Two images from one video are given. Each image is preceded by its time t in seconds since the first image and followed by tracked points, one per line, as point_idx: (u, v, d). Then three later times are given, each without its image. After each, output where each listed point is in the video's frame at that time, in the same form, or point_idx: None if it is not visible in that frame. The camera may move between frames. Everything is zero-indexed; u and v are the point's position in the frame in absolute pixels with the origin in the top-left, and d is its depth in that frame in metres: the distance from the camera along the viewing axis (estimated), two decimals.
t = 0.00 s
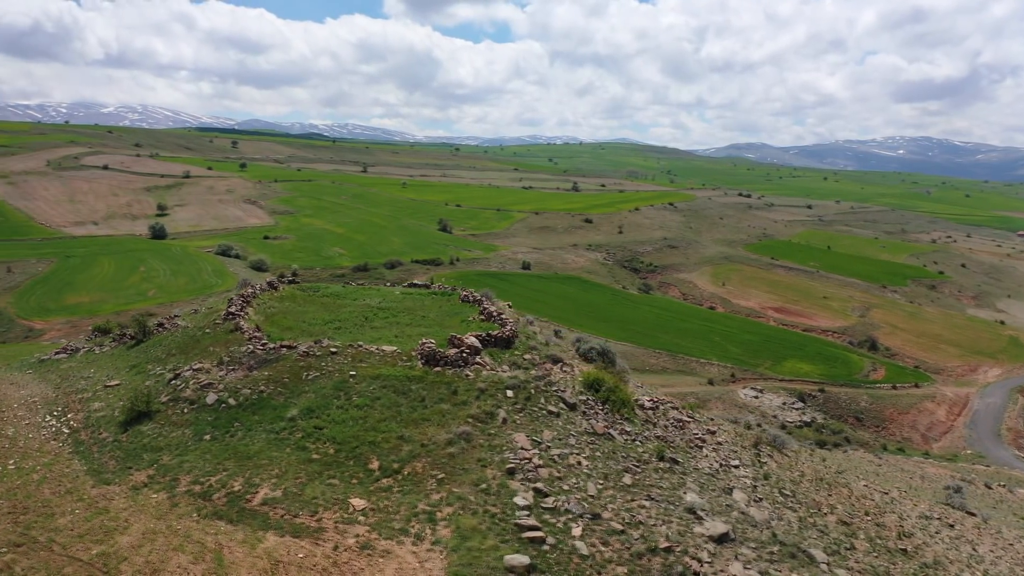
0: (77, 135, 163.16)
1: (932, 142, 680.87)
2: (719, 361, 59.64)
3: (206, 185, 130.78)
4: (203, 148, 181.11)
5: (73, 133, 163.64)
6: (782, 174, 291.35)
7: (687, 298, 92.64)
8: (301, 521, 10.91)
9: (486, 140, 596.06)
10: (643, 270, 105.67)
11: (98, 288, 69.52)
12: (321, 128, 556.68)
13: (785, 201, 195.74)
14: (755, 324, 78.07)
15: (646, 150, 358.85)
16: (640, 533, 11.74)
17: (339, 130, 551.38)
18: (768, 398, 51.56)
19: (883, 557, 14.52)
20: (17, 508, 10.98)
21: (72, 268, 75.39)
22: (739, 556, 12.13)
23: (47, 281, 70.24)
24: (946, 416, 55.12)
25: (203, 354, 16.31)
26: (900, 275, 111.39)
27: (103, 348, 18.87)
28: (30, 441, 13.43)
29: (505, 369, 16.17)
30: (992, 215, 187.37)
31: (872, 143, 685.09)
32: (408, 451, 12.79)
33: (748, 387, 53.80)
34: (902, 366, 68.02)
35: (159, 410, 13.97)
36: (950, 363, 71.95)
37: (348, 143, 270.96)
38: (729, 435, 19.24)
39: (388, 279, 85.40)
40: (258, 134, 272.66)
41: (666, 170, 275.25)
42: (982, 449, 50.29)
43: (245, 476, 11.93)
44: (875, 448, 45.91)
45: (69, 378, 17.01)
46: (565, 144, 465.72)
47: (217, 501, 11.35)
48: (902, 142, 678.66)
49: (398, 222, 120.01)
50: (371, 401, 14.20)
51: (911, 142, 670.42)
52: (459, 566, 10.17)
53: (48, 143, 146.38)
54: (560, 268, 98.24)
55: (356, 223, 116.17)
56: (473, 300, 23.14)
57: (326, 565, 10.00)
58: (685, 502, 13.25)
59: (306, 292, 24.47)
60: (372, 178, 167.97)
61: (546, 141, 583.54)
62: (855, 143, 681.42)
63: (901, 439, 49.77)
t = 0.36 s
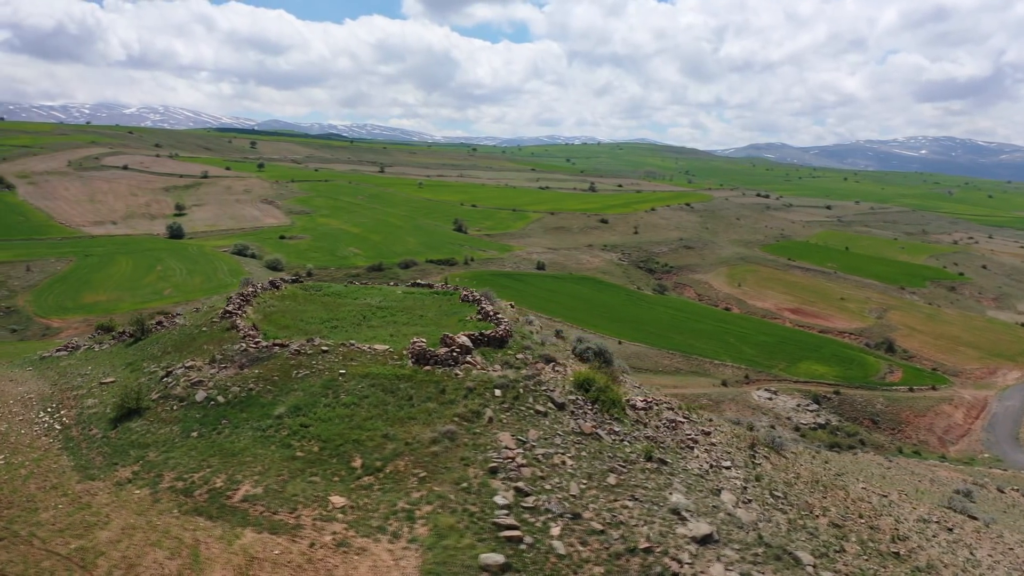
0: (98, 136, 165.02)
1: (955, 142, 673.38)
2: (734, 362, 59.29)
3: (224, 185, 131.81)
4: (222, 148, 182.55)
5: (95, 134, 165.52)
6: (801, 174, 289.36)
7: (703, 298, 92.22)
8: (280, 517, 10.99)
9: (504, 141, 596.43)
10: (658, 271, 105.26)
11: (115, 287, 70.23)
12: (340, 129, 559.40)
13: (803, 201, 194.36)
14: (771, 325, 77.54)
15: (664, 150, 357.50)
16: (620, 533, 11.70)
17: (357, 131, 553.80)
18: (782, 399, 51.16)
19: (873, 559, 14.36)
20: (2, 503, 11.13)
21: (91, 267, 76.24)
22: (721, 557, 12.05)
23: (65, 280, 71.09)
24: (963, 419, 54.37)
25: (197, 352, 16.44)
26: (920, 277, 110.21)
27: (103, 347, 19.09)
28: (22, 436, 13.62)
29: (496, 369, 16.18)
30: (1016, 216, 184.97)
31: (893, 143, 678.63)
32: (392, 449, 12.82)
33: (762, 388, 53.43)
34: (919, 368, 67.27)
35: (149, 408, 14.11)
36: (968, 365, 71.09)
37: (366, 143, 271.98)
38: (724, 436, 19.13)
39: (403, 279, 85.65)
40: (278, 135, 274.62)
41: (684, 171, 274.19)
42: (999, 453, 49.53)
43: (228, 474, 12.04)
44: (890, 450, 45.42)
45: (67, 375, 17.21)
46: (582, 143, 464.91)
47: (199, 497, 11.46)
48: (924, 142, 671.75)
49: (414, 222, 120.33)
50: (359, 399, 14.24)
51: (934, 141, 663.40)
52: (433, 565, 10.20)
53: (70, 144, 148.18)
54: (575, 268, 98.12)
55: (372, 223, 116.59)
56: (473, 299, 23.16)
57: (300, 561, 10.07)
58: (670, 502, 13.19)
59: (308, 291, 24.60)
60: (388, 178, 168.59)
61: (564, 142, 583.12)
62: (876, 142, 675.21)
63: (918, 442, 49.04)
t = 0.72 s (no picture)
0: (119, 137, 166.95)
1: (979, 142, 665.34)
2: (748, 363, 58.84)
3: (242, 185, 132.81)
4: (241, 149, 183.91)
5: (116, 134, 167.42)
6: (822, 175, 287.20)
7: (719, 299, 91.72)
8: (259, 515, 11.06)
9: (522, 141, 596.56)
10: (674, 271, 104.78)
11: (132, 286, 70.86)
12: (360, 129, 561.83)
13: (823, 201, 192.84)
14: (787, 327, 76.95)
15: (683, 150, 355.91)
16: (600, 535, 11.64)
17: (377, 132, 556.09)
18: (797, 401, 50.70)
19: (865, 563, 14.18)
20: None
21: (108, 266, 77.08)
22: (704, 559, 11.93)
23: (84, 279, 71.85)
24: (981, 423, 53.45)
25: (191, 350, 16.57)
26: (940, 278, 108.98)
27: (103, 345, 19.30)
28: (14, 433, 13.80)
29: (487, 368, 16.20)
30: None
31: (916, 143, 671.83)
32: (376, 448, 12.87)
33: (777, 391, 52.99)
34: (937, 371, 66.44)
35: (140, 405, 14.26)
36: (988, 368, 70.14)
37: (384, 143, 273.10)
38: (720, 438, 19.03)
39: (418, 279, 85.82)
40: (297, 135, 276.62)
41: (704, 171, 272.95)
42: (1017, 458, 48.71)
43: (211, 472, 12.13)
44: (906, 454, 44.86)
45: (65, 372, 17.43)
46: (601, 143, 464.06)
47: (181, 494, 11.56)
48: (947, 143, 664.44)
49: (429, 222, 120.57)
50: (347, 398, 14.29)
51: (957, 141, 656.02)
52: (407, 564, 10.20)
53: (91, 144, 149.97)
54: (590, 269, 97.91)
55: (388, 223, 116.98)
56: (473, 299, 23.20)
57: (275, 559, 10.12)
58: (655, 504, 13.10)
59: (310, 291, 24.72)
60: (406, 178, 169.09)
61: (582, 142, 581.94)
62: (899, 142, 668.61)
63: (934, 445, 48.14)
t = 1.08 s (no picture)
0: (140, 137, 168.72)
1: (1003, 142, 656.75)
2: (763, 365, 58.40)
3: (260, 185, 133.74)
4: (260, 149, 185.16)
5: (137, 135, 169.23)
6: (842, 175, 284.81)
7: (735, 301, 91.20)
8: (240, 512, 11.14)
9: (541, 141, 595.69)
10: (690, 272, 104.28)
11: (150, 285, 71.56)
12: (379, 129, 564.10)
13: (843, 202, 191.14)
14: (803, 328, 76.33)
15: (702, 150, 354.27)
16: (580, 535, 11.61)
17: (395, 132, 558.01)
18: (812, 403, 50.22)
19: (855, 566, 14.03)
20: None
21: (126, 265, 77.89)
22: (685, 561, 11.84)
23: (102, 278, 72.62)
24: (1000, 427, 52.13)
25: (185, 349, 16.71)
26: (961, 279, 107.64)
27: (104, 343, 19.51)
28: (7, 429, 14.01)
29: (478, 367, 16.20)
30: None
31: (939, 143, 664.44)
32: (360, 446, 12.91)
33: (792, 392, 52.47)
34: (955, 373, 65.55)
35: (131, 403, 14.42)
36: (1008, 371, 69.14)
37: (402, 143, 273.95)
38: (716, 439, 18.92)
39: (432, 278, 85.97)
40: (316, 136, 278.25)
41: (723, 171, 271.51)
42: None
43: (194, 469, 12.23)
44: (922, 457, 44.28)
45: (62, 369, 17.62)
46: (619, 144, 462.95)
47: (164, 491, 11.66)
48: (971, 143, 656.64)
49: (445, 222, 120.82)
50: (336, 397, 14.35)
51: (981, 142, 648.23)
52: (382, 563, 10.20)
53: (112, 144, 151.68)
54: (606, 269, 97.71)
55: (404, 223, 117.30)
56: (472, 299, 23.24)
57: (251, 555, 10.18)
58: (640, 504, 13.06)
59: (313, 289, 24.85)
60: (423, 178, 169.55)
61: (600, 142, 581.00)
62: (921, 142, 661.66)
63: (952, 448, 47.30)
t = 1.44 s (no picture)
0: (160, 138, 170.33)
1: None
2: (778, 366, 57.92)
3: (277, 185, 134.55)
4: (279, 150, 186.27)
5: (157, 135, 170.91)
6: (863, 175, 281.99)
7: (752, 302, 90.57)
8: (221, 510, 11.21)
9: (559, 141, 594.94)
10: (706, 272, 103.70)
11: (166, 284, 72.17)
12: (399, 129, 565.80)
13: (864, 202, 189.19)
14: (819, 329, 75.61)
15: (722, 150, 352.20)
16: (560, 536, 11.57)
17: (414, 133, 559.55)
18: (827, 405, 49.62)
19: (845, 570, 13.84)
20: None
21: (143, 265, 78.58)
22: (667, 561, 11.74)
23: (119, 277, 73.33)
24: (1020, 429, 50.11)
25: (180, 348, 16.84)
26: (983, 281, 106.17)
27: (103, 341, 19.68)
28: None
29: (468, 367, 16.23)
30: None
31: (963, 142, 656.25)
32: (345, 445, 12.97)
33: (808, 394, 51.91)
34: (974, 376, 64.64)
35: (123, 400, 14.58)
36: None
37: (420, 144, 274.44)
38: (712, 440, 18.81)
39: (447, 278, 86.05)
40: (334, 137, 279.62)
41: (742, 172, 269.80)
42: None
43: (179, 466, 12.33)
44: (939, 461, 43.68)
45: (60, 368, 17.84)
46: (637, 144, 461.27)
47: (148, 488, 11.77)
48: (995, 143, 648.04)
49: (461, 222, 120.90)
50: (325, 396, 14.42)
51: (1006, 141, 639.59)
52: (357, 561, 10.22)
53: (133, 145, 153.34)
54: (621, 270, 97.37)
55: (419, 223, 117.49)
56: (472, 299, 23.26)
57: (228, 552, 10.24)
58: (624, 505, 12.98)
59: (315, 289, 24.96)
60: (440, 178, 169.87)
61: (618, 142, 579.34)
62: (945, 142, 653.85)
63: (969, 452, 46.42)
